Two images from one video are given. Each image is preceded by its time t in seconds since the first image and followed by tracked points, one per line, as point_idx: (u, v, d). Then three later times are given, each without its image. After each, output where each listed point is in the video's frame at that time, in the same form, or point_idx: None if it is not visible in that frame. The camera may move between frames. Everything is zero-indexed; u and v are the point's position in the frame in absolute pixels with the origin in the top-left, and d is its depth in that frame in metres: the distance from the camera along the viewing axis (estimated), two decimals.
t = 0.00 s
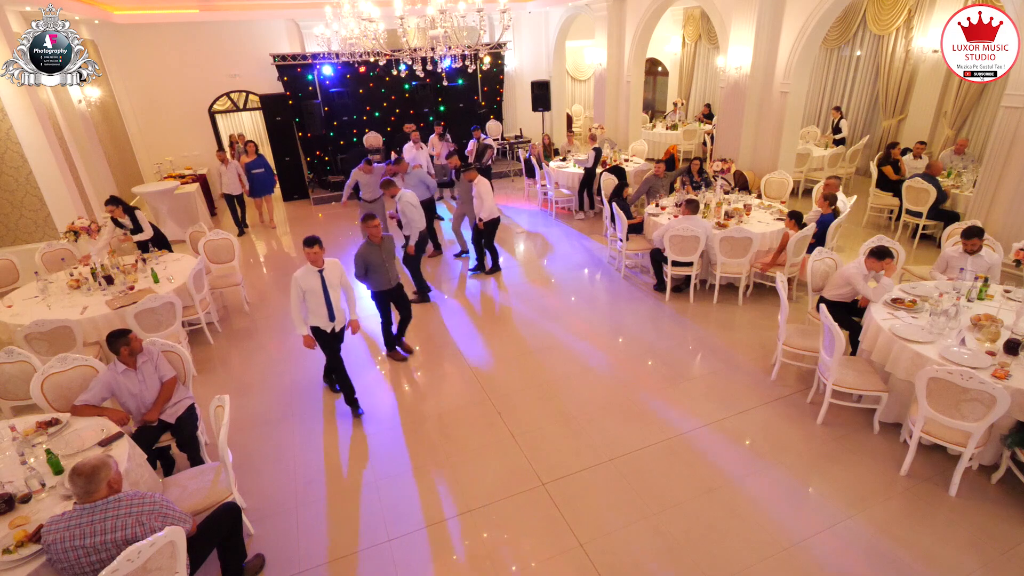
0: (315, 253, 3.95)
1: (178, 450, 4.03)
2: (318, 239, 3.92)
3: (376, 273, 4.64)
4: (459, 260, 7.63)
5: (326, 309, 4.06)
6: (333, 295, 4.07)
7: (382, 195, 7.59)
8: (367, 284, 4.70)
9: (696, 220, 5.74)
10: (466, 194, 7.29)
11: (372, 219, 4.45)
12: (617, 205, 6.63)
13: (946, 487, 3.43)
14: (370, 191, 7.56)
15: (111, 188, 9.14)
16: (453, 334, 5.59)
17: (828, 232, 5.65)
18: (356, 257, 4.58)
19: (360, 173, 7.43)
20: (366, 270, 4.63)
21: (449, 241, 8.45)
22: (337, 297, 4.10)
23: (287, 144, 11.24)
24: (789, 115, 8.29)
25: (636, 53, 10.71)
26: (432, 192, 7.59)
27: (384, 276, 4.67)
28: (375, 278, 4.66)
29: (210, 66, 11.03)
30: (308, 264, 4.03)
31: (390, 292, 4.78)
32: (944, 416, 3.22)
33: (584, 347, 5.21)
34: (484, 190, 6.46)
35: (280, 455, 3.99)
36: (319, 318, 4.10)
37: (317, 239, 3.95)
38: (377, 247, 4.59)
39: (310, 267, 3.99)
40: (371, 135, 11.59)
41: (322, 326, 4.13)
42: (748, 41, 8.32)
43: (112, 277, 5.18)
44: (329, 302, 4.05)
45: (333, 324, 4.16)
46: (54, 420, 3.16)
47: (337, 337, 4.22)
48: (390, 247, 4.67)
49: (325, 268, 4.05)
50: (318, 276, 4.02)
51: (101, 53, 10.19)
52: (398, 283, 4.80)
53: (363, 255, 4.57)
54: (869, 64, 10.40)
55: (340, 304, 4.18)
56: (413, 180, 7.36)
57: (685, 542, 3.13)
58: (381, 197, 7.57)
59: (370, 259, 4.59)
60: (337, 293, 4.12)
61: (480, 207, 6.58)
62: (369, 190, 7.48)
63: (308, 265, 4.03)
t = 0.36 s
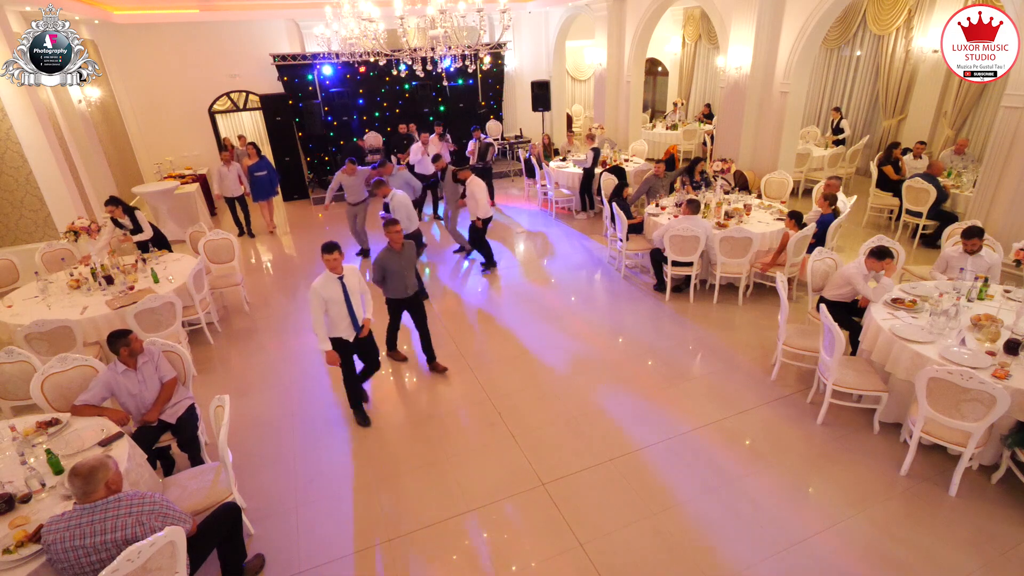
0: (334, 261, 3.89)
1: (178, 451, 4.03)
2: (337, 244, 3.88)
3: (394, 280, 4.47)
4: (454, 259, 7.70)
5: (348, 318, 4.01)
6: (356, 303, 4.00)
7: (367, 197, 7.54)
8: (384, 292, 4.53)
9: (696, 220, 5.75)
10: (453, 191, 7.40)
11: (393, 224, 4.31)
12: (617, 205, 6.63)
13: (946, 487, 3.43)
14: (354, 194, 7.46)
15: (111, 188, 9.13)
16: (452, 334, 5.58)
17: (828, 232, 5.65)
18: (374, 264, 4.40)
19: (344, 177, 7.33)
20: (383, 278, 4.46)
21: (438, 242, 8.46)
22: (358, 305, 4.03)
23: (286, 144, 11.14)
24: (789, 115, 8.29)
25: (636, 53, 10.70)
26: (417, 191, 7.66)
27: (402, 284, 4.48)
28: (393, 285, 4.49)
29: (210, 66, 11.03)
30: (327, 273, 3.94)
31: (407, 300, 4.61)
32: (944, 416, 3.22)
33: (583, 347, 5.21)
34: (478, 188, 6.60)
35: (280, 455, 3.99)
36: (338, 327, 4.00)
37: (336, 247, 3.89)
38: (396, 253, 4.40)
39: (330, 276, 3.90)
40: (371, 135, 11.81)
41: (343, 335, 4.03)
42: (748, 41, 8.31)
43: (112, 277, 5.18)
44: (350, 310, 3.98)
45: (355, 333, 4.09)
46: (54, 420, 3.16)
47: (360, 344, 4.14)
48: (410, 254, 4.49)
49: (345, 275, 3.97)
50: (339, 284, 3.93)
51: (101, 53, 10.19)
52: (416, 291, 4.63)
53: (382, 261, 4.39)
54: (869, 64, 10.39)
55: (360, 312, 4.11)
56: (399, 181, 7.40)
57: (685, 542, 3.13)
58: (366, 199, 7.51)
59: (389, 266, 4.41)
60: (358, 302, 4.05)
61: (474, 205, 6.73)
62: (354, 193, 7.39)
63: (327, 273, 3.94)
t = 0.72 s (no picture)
0: (367, 271, 3.69)
1: (178, 450, 4.03)
2: (373, 255, 3.65)
3: (416, 284, 4.37)
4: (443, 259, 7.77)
5: (374, 329, 3.79)
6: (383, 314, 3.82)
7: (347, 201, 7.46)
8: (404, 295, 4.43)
9: (696, 220, 5.75)
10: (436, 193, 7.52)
11: (417, 224, 4.20)
12: (617, 205, 6.64)
13: (946, 487, 3.43)
14: (334, 199, 7.37)
15: (110, 188, 9.13)
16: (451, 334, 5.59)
17: (828, 232, 5.65)
18: (396, 264, 4.31)
19: (326, 180, 7.23)
20: (404, 280, 4.36)
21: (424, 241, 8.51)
22: (386, 317, 3.83)
23: (287, 144, 11.13)
24: (789, 115, 8.29)
25: (636, 53, 10.70)
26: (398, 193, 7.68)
27: (423, 287, 4.39)
28: (413, 289, 4.39)
29: (210, 66, 11.03)
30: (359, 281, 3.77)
31: (428, 304, 4.51)
32: (944, 416, 3.22)
33: (583, 347, 5.21)
34: (465, 188, 6.90)
35: (279, 455, 3.99)
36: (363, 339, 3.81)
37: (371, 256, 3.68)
38: (418, 253, 4.31)
39: (359, 284, 3.73)
40: (371, 135, 11.79)
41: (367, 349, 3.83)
42: (748, 41, 8.31)
43: (112, 277, 5.18)
44: (377, 325, 3.77)
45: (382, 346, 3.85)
46: (54, 420, 3.16)
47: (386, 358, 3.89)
48: (431, 255, 4.39)
49: (377, 286, 3.79)
50: (369, 294, 3.77)
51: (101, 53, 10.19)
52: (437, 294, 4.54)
53: (404, 262, 4.29)
54: (869, 63, 10.39)
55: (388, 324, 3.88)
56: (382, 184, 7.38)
57: (684, 542, 3.13)
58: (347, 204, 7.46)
59: (410, 266, 4.30)
60: (387, 313, 3.86)
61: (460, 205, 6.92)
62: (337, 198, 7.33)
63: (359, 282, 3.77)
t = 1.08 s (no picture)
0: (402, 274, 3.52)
1: (178, 450, 4.04)
2: (409, 258, 3.50)
3: (438, 291, 4.22)
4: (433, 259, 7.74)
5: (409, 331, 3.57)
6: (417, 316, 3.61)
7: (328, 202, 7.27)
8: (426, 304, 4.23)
9: (696, 220, 5.76)
10: (419, 191, 7.44)
11: (437, 232, 4.10)
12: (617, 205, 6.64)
13: (946, 487, 3.44)
14: (315, 201, 7.16)
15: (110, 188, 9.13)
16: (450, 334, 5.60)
17: (828, 232, 5.65)
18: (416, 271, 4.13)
19: (305, 180, 7.02)
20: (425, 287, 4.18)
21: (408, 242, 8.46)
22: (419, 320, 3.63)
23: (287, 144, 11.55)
24: (789, 115, 8.29)
25: (636, 53, 10.70)
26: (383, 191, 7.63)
27: (445, 293, 4.24)
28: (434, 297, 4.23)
29: (210, 67, 11.03)
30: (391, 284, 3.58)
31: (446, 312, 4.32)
32: (945, 416, 3.22)
33: (583, 346, 5.21)
34: (453, 186, 6.83)
35: (279, 455, 3.99)
36: (395, 340, 3.59)
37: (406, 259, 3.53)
38: (439, 260, 4.17)
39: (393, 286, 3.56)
40: (371, 135, 11.77)
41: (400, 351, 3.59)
42: (748, 41, 8.31)
43: (112, 277, 5.18)
44: (412, 326, 3.56)
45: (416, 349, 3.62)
46: (54, 420, 3.16)
47: (414, 364, 3.69)
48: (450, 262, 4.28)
49: (410, 290, 3.61)
50: (401, 296, 3.58)
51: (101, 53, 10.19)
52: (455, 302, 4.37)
53: (424, 269, 4.12)
54: (869, 63, 10.39)
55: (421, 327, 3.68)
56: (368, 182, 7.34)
57: (684, 542, 3.13)
58: (329, 206, 7.26)
59: (432, 274, 4.14)
60: (420, 316, 3.67)
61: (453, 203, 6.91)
62: (321, 199, 7.16)
63: (391, 285, 3.59)
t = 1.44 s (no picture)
0: (427, 292, 3.36)
1: (178, 450, 4.03)
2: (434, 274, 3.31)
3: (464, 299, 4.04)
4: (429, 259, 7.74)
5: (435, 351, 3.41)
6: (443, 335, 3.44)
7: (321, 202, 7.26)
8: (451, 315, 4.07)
9: (696, 220, 5.76)
10: (413, 190, 7.44)
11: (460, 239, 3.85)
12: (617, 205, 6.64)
13: (946, 486, 3.44)
14: (307, 200, 7.15)
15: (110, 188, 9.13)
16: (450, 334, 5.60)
17: (828, 232, 5.65)
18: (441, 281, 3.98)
19: (296, 181, 7.04)
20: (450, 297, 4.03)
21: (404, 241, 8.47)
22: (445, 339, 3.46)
23: (287, 144, 11.78)
24: (789, 115, 8.29)
25: (636, 53, 10.70)
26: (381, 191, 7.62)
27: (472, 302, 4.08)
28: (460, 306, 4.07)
29: (210, 67, 11.03)
30: (414, 300, 3.42)
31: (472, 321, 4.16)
32: (944, 416, 3.22)
33: (583, 346, 5.21)
34: (453, 184, 6.82)
35: (279, 455, 3.99)
36: (421, 360, 3.43)
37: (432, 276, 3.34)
38: (462, 268, 3.99)
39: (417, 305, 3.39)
40: (371, 135, 11.80)
41: (427, 372, 3.44)
42: (748, 41, 8.31)
43: (112, 277, 5.18)
44: (438, 345, 3.40)
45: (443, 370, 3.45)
46: (54, 420, 3.16)
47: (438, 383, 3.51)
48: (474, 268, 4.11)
49: (436, 306, 3.44)
50: (426, 313, 3.42)
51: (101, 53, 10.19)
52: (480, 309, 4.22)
53: (448, 279, 3.97)
54: (869, 63, 10.39)
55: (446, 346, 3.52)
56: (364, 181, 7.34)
57: (684, 542, 3.13)
58: (322, 205, 7.25)
59: (457, 283, 3.99)
60: (445, 333, 3.54)
61: (450, 201, 6.93)
62: (313, 199, 7.15)
63: (415, 301, 3.43)
